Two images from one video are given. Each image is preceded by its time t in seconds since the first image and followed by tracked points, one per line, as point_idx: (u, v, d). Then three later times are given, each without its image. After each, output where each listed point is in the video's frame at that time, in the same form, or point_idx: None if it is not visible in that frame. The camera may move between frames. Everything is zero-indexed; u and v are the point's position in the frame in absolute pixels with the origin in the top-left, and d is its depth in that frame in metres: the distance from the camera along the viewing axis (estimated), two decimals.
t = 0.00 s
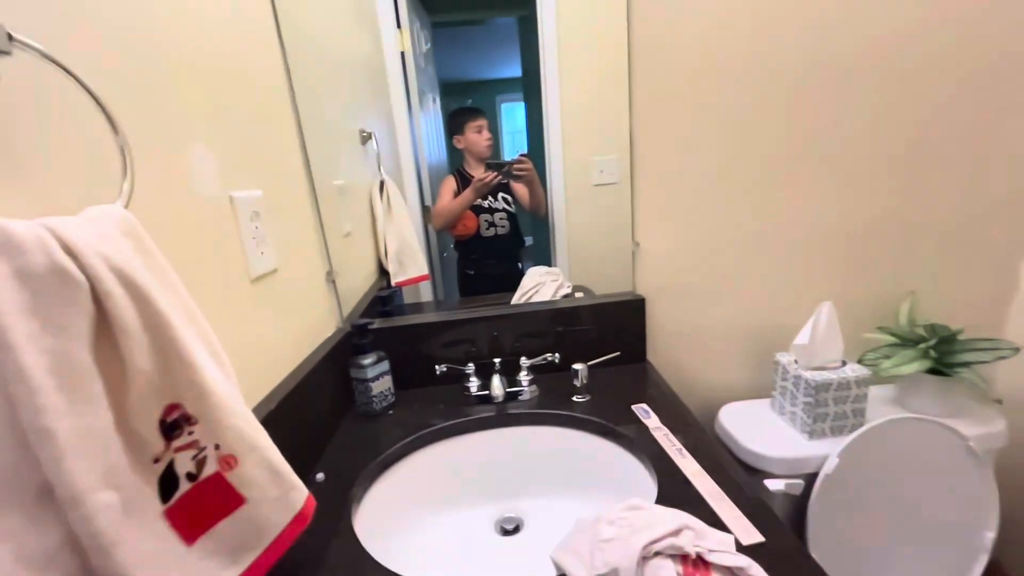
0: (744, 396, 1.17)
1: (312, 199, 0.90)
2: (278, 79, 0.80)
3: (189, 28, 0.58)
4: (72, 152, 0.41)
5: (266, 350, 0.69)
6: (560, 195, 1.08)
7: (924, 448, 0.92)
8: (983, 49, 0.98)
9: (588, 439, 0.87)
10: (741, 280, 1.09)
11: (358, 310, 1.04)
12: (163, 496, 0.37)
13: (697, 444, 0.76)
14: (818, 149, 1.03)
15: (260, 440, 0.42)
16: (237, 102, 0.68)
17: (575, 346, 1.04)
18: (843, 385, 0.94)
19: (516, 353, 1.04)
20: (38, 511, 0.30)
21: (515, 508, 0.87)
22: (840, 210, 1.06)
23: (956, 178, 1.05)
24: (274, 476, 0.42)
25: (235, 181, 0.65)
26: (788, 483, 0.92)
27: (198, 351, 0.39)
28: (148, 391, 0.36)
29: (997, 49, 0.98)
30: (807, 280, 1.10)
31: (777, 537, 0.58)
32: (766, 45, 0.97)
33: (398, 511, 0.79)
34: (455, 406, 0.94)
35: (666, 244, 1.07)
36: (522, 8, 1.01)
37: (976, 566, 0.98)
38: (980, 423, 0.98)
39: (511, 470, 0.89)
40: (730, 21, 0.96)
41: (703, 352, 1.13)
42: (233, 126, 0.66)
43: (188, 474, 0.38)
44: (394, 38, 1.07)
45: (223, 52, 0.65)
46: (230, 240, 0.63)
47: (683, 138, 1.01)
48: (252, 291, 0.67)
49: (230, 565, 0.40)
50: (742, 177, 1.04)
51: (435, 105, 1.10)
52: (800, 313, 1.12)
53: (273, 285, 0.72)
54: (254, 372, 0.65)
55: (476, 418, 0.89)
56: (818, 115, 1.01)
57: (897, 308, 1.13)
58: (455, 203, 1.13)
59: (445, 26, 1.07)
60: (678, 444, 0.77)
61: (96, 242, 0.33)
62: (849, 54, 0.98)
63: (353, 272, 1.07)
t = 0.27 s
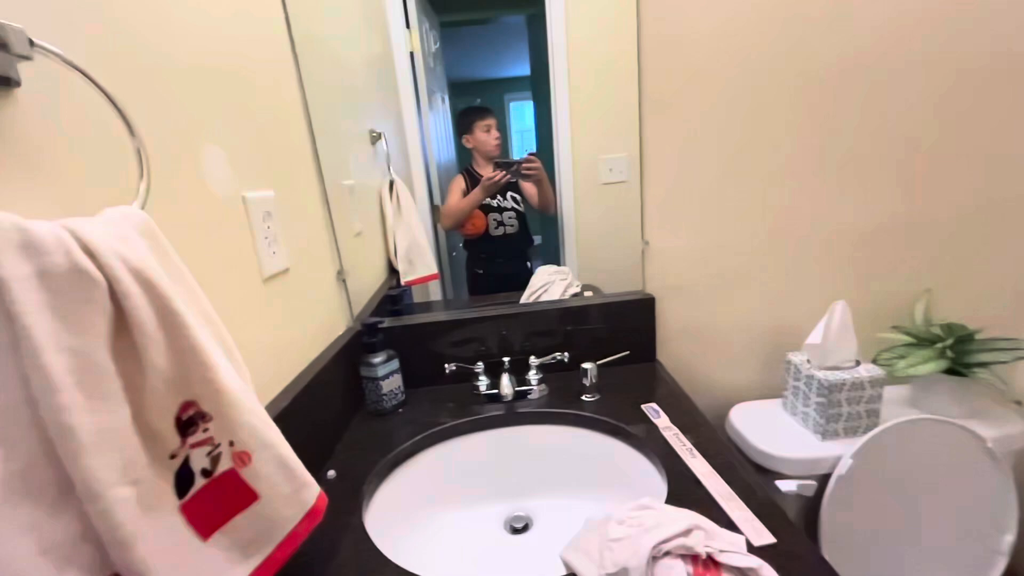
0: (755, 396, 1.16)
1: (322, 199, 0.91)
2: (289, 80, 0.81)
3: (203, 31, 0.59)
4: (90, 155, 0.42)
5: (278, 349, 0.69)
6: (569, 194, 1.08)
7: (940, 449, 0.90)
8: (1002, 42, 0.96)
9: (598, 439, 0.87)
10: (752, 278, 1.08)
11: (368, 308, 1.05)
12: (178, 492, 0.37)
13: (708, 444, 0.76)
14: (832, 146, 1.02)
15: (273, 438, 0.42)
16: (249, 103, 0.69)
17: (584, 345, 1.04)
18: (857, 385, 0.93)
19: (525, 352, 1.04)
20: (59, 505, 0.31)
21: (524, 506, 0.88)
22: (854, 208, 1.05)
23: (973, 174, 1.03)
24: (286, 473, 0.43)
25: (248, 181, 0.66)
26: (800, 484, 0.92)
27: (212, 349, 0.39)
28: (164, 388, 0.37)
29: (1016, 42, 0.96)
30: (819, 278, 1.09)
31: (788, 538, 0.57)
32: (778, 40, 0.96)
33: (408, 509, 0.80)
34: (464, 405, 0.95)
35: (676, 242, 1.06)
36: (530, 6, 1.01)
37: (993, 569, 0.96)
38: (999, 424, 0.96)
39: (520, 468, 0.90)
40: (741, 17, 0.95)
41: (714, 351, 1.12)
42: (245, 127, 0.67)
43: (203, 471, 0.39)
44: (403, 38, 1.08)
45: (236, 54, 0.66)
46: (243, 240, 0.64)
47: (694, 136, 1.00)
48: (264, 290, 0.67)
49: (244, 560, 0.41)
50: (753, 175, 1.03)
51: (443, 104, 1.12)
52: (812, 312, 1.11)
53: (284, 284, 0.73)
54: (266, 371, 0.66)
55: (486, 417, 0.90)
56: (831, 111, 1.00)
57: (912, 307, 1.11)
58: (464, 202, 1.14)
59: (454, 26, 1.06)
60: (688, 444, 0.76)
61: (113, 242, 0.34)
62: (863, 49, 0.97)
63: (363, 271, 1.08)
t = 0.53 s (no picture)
0: (768, 397, 1.15)
1: (334, 199, 0.91)
2: (301, 83, 0.82)
3: (218, 36, 0.60)
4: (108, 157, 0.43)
5: (290, 348, 0.70)
6: (578, 193, 1.08)
7: (958, 452, 0.89)
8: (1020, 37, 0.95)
9: (608, 439, 0.86)
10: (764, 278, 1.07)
11: (379, 308, 1.06)
12: (194, 489, 0.38)
13: (719, 445, 0.75)
14: (846, 143, 1.00)
15: (286, 436, 0.43)
16: (262, 106, 0.70)
17: (593, 344, 1.04)
18: (872, 386, 0.92)
19: (534, 351, 1.04)
20: (80, 502, 0.32)
21: (534, 506, 0.88)
22: (869, 206, 1.03)
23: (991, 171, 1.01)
24: (299, 471, 0.44)
25: (260, 183, 0.67)
26: (814, 487, 0.91)
27: (227, 348, 0.40)
28: (180, 387, 0.37)
29: None
30: (833, 278, 1.07)
31: (802, 541, 0.57)
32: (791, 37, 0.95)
33: (418, 506, 0.80)
34: (474, 404, 0.95)
35: (687, 242, 1.05)
36: (539, 5, 1.01)
37: None
38: (1019, 427, 0.93)
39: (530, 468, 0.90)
40: (753, 15, 0.94)
41: (725, 351, 1.11)
42: (258, 129, 0.68)
43: (218, 468, 0.40)
44: (414, 41, 1.09)
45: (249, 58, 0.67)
46: (256, 241, 0.64)
47: (705, 135, 0.99)
48: (277, 290, 0.68)
49: (257, 556, 0.41)
50: (764, 173, 1.02)
51: (453, 105, 1.12)
52: (826, 312, 1.09)
53: (296, 284, 0.74)
54: (278, 370, 0.67)
55: (495, 417, 0.90)
56: (844, 108, 0.98)
57: (929, 307, 1.09)
58: (473, 202, 1.14)
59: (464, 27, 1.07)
60: (699, 445, 0.76)
61: (131, 244, 0.35)
62: (877, 44, 0.95)
63: (374, 271, 1.09)
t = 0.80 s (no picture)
0: (782, 401, 1.13)
1: (345, 202, 0.92)
2: (314, 88, 0.84)
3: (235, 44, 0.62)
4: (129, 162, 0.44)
5: (303, 350, 0.71)
6: (588, 195, 1.08)
7: (979, 457, 0.87)
8: None
9: (619, 442, 0.86)
10: (777, 279, 1.06)
11: (390, 310, 1.06)
12: (210, 487, 0.39)
13: (731, 448, 0.75)
14: (860, 143, 0.99)
15: (299, 436, 0.43)
16: (277, 111, 0.71)
17: (604, 346, 1.03)
18: (889, 389, 0.90)
19: (545, 353, 1.04)
20: (101, 499, 0.33)
21: (544, 508, 0.88)
22: (885, 206, 1.02)
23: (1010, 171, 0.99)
24: (312, 471, 0.44)
25: (274, 187, 0.68)
26: (829, 492, 0.90)
27: (242, 350, 0.40)
28: (197, 387, 0.38)
29: None
30: (848, 279, 1.06)
31: (817, 546, 0.56)
32: (803, 36, 0.94)
33: (429, 507, 0.81)
34: (484, 406, 0.95)
35: (698, 243, 1.04)
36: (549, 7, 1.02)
37: None
38: None
39: (541, 470, 0.90)
40: (765, 14, 0.93)
41: (738, 354, 1.10)
42: (272, 134, 0.69)
43: (233, 467, 0.40)
44: (424, 44, 1.09)
45: (264, 65, 0.69)
46: (270, 244, 0.65)
47: (716, 135, 0.99)
48: (290, 292, 0.69)
49: (272, 555, 0.42)
50: (777, 173, 1.01)
51: (463, 108, 1.11)
52: (841, 314, 1.08)
53: (309, 286, 0.75)
54: (292, 371, 0.68)
55: (506, 418, 0.90)
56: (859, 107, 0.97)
57: (947, 309, 1.07)
58: (484, 204, 1.14)
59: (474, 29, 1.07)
60: (712, 448, 0.75)
61: (150, 248, 0.36)
62: (892, 43, 0.94)
63: (385, 273, 1.10)
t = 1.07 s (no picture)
0: (796, 405, 1.11)
1: (358, 205, 0.93)
2: (328, 93, 0.85)
3: (254, 53, 0.64)
4: (150, 165, 0.46)
5: (317, 351, 0.72)
6: (599, 197, 1.08)
7: (1003, 465, 0.84)
8: None
9: (630, 445, 0.85)
10: (791, 281, 1.05)
11: (402, 311, 1.07)
12: (226, 487, 0.39)
13: (744, 453, 0.74)
14: (875, 143, 0.98)
15: (313, 437, 0.44)
16: (293, 117, 0.73)
17: (615, 348, 1.03)
18: (907, 394, 0.89)
19: (555, 355, 1.04)
20: (121, 497, 0.33)
21: (555, 511, 0.87)
22: (900, 208, 1.01)
23: None
24: (325, 471, 0.45)
25: (289, 191, 0.69)
26: (846, 498, 0.88)
27: (257, 351, 0.41)
28: (214, 388, 0.39)
29: None
30: (864, 282, 1.04)
31: (833, 553, 0.55)
32: (815, 38, 0.94)
33: (440, 509, 0.81)
34: (495, 408, 0.95)
35: (711, 245, 1.04)
36: (559, 10, 1.02)
37: None
38: None
39: (552, 473, 0.89)
40: (776, 16, 0.93)
41: (751, 357, 1.09)
42: (289, 139, 0.71)
43: (248, 467, 0.41)
44: (435, 47, 1.10)
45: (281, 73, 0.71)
46: (285, 247, 0.67)
47: (728, 136, 0.99)
48: (305, 294, 0.70)
49: (285, 554, 0.42)
50: (790, 174, 1.00)
51: (474, 111, 1.12)
52: (857, 317, 1.06)
53: (323, 288, 0.76)
54: (305, 373, 0.68)
55: (517, 420, 0.90)
56: (872, 108, 0.97)
57: (966, 312, 1.05)
58: (494, 207, 1.15)
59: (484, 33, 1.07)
60: (725, 453, 0.74)
61: (169, 251, 0.36)
62: (906, 44, 0.94)
63: (397, 275, 1.10)
